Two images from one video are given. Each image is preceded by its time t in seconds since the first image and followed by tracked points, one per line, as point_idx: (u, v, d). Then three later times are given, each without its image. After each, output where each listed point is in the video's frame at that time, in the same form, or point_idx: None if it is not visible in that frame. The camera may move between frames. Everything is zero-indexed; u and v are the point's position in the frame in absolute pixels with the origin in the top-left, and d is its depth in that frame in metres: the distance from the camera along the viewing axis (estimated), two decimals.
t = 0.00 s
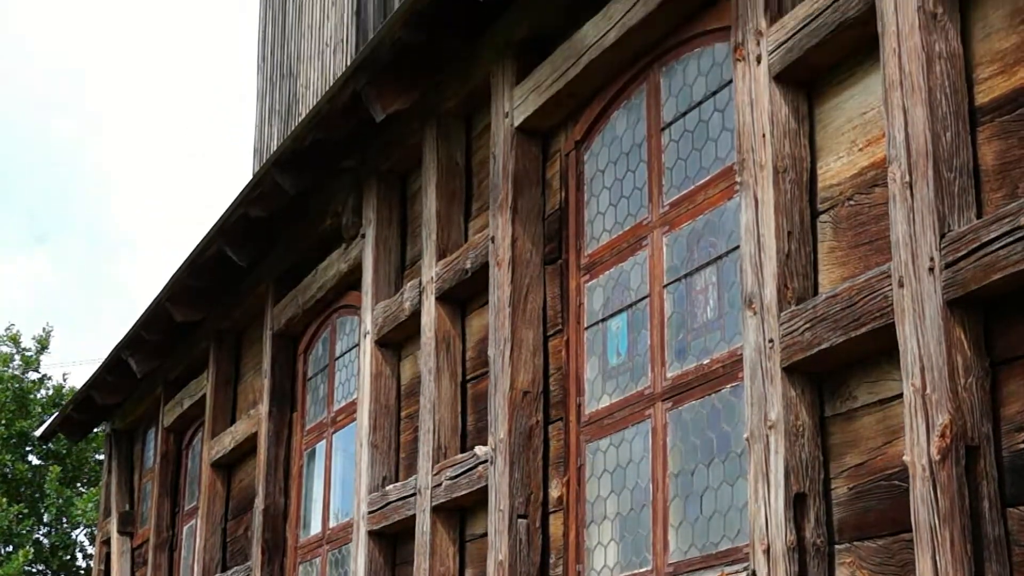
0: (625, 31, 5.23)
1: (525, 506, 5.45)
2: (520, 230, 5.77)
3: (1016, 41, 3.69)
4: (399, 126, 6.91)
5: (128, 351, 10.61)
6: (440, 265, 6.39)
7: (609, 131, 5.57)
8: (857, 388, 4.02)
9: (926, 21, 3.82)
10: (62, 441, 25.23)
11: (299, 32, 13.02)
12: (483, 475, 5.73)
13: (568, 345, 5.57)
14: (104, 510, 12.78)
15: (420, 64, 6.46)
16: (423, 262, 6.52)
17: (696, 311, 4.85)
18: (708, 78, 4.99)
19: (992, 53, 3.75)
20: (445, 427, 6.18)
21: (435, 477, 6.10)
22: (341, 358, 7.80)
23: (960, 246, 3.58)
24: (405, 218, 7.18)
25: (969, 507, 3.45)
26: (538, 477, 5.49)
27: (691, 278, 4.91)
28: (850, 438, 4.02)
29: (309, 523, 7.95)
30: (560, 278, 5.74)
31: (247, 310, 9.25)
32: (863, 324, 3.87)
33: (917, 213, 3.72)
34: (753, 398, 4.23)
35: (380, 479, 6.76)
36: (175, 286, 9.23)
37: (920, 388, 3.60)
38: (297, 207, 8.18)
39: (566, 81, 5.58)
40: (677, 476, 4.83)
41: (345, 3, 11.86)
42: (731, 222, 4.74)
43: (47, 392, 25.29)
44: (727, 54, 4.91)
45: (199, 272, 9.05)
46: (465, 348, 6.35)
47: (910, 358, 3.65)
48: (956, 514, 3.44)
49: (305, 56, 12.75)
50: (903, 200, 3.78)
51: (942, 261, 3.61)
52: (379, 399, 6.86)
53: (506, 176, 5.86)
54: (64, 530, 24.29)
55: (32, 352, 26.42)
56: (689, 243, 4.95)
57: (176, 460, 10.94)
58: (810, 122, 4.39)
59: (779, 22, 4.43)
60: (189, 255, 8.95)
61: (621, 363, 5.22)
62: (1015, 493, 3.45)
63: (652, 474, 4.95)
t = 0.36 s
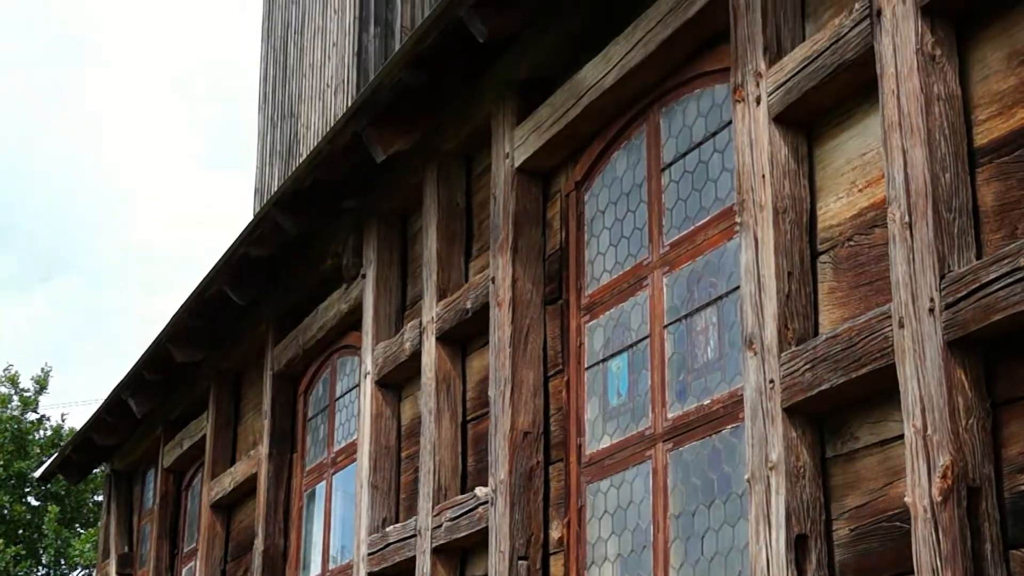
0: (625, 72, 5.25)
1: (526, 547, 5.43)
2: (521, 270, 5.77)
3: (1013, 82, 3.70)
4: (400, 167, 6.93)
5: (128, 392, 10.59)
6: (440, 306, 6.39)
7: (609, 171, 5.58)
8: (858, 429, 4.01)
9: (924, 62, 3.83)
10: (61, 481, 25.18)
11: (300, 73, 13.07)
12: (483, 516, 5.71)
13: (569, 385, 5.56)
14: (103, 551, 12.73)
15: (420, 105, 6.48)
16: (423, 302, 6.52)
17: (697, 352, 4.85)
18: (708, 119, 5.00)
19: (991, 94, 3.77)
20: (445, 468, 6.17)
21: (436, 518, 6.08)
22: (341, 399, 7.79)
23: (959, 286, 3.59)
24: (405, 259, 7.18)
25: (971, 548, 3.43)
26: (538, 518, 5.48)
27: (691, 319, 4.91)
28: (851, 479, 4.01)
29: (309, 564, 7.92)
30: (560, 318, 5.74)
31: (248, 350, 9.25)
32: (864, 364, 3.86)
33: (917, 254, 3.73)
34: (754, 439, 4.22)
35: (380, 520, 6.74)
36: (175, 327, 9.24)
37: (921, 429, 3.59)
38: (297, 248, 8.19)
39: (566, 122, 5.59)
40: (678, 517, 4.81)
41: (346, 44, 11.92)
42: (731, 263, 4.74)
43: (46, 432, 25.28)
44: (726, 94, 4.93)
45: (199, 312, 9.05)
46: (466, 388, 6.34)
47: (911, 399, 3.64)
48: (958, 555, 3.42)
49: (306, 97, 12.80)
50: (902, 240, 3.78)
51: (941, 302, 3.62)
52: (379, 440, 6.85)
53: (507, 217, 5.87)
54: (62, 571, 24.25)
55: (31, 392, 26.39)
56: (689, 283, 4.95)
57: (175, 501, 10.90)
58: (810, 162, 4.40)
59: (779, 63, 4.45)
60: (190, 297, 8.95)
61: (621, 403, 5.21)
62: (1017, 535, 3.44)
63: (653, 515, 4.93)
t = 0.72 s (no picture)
0: (626, 118, 5.27)
1: None
2: (522, 316, 5.77)
3: (1013, 128, 3.72)
4: (401, 212, 6.94)
5: (127, 438, 10.57)
6: (441, 351, 6.38)
7: (610, 217, 5.59)
8: (860, 475, 4.00)
9: (924, 109, 3.85)
10: (60, 527, 25.10)
11: (301, 118, 13.12)
12: (484, 562, 5.69)
13: (570, 430, 5.55)
14: None
15: (421, 151, 6.50)
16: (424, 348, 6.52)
17: (698, 398, 4.84)
18: (708, 165, 5.02)
19: (990, 140, 3.78)
20: (446, 514, 6.15)
21: (436, 564, 6.05)
22: (342, 444, 7.78)
23: (960, 332, 3.59)
24: (406, 305, 7.19)
25: None
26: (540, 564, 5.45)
27: (692, 364, 4.90)
28: (853, 526, 4.00)
29: None
30: (561, 363, 5.73)
31: (249, 395, 9.23)
32: (866, 410, 3.86)
33: (917, 299, 3.73)
34: (756, 485, 4.21)
35: (381, 566, 6.71)
36: (175, 373, 9.23)
37: (924, 475, 3.58)
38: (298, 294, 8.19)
39: (567, 168, 5.61)
40: (679, 564, 4.79)
41: (348, 90, 11.97)
42: (732, 309, 4.75)
43: (46, 478, 25.23)
44: (727, 140, 4.94)
45: (200, 358, 9.05)
46: (467, 434, 6.33)
47: (913, 445, 3.63)
48: None
49: (308, 142, 12.85)
50: (903, 286, 3.79)
51: (943, 348, 3.61)
52: (380, 486, 6.83)
53: (508, 263, 5.87)
54: None
55: (31, 438, 26.35)
56: (690, 329, 4.95)
57: (175, 547, 10.86)
58: (810, 208, 4.41)
59: (779, 109, 4.46)
60: (190, 343, 8.95)
61: (623, 448, 5.19)
62: None
63: (654, 562, 4.91)
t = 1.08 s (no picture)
0: (625, 168, 5.29)
1: None
2: (522, 365, 5.77)
3: (1012, 179, 3.73)
4: (401, 262, 6.95)
5: (126, 487, 10.53)
6: (441, 400, 6.37)
7: (610, 266, 5.60)
8: (862, 525, 3.99)
9: (923, 158, 3.86)
10: None
11: (303, 168, 13.16)
12: None
13: (570, 480, 5.53)
14: None
15: (422, 201, 6.51)
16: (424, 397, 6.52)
17: (699, 448, 4.83)
18: (709, 214, 5.03)
19: (988, 191, 3.79)
20: (446, 564, 6.12)
21: None
22: (341, 493, 7.76)
23: (961, 382, 3.59)
24: (407, 354, 7.18)
25: None
26: None
27: (693, 414, 4.89)
28: None
29: None
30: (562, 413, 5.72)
31: (249, 445, 9.21)
32: (867, 460, 3.85)
33: (918, 349, 3.73)
34: (757, 535, 4.19)
35: None
36: (175, 423, 9.21)
37: (925, 526, 3.57)
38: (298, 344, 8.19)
39: (567, 217, 5.62)
40: None
41: (348, 139, 12.01)
42: (732, 358, 4.74)
43: (45, 528, 25.15)
44: (727, 189, 4.95)
45: (200, 408, 9.03)
46: (467, 483, 6.31)
47: (914, 495, 3.62)
48: None
49: (308, 191, 12.88)
50: (904, 336, 3.79)
51: (943, 398, 3.61)
52: (380, 535, 6.81)
53: (508, 312, 5.87)
54: None
55: (31, 488, 26.29)
56: (691, 378, 4.94)
57: None
58: (811, 258, 4.42)
59: (779, 159, 4.48)
60: (190, 393, 8.94)
61: (623, 498, 5.17)
62: None
63: None
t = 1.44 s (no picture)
0: (626, 218, 5.30)
1: None
2: (523, 415, 5.76)
3: (1012, 229, 3.74)
4: (401, 312, 6.95)
5: (125, 538, 10.48)
6: (441, 450, 6.36)
7: (611, 316, 5.60)
8: None
9: (923, 209, 3.87)
10: None
11: (304, 217, 13.19)
12: None
13: (571, 530, 5.51)
14: None
15: (423, 251, 6.53)
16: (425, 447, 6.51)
17: (700, 498, 4.81)
18: (709, 264, 5.03)
19: (988, 241, 3.80)
20: None
21: None
22: (341, 544, 7.73)
23: (962, 432, 3.58)
24: (407, 404, 7.17)
25: None
26: None
27: (694, 464, 4.88)
28: None
29: None
30: (562, 463, 5.71)
31: (249, 495, 9.18)
32: (869, 510, 3.83)
33: (919, 400, 3.72)
34: None
35: None
36: (174, 474, 9.18)
37: None
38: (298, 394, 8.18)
39: (567, 267, 5.63)
40: None
41: (349, 189, 12.04)
42: (733, 408, 4.74)
43: None
44: (727, 239, 4.96)
45: (200, 458, 9.01)
46: (468, 533, 6.28)
47: (916, 546, 3.60)
48: None
49: (309, 241, 12.90)
50: (905, 386, 3.78)
51: (945, 449, 3.60)
52: None
53: (509, 362, 5.87)
54: None
55: (30, 539, 26.20)
56: (692, 428, 4.93)
57: None
58: (811, 308, 4.42)
59: (779, 209, 4.49)
60: (189, 444, 8.92)
61: (624, 549, 5.15)
62: None
63: None
